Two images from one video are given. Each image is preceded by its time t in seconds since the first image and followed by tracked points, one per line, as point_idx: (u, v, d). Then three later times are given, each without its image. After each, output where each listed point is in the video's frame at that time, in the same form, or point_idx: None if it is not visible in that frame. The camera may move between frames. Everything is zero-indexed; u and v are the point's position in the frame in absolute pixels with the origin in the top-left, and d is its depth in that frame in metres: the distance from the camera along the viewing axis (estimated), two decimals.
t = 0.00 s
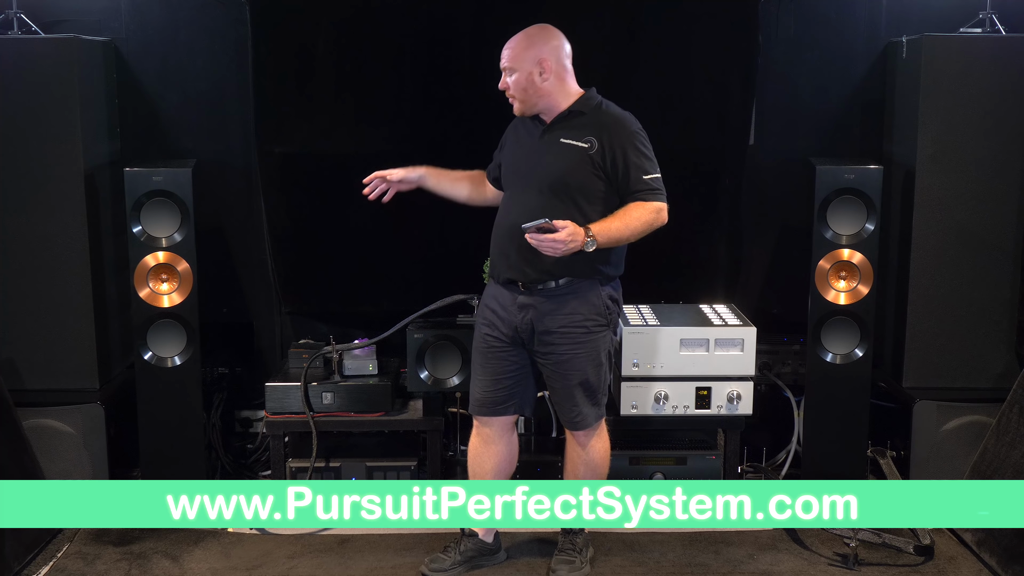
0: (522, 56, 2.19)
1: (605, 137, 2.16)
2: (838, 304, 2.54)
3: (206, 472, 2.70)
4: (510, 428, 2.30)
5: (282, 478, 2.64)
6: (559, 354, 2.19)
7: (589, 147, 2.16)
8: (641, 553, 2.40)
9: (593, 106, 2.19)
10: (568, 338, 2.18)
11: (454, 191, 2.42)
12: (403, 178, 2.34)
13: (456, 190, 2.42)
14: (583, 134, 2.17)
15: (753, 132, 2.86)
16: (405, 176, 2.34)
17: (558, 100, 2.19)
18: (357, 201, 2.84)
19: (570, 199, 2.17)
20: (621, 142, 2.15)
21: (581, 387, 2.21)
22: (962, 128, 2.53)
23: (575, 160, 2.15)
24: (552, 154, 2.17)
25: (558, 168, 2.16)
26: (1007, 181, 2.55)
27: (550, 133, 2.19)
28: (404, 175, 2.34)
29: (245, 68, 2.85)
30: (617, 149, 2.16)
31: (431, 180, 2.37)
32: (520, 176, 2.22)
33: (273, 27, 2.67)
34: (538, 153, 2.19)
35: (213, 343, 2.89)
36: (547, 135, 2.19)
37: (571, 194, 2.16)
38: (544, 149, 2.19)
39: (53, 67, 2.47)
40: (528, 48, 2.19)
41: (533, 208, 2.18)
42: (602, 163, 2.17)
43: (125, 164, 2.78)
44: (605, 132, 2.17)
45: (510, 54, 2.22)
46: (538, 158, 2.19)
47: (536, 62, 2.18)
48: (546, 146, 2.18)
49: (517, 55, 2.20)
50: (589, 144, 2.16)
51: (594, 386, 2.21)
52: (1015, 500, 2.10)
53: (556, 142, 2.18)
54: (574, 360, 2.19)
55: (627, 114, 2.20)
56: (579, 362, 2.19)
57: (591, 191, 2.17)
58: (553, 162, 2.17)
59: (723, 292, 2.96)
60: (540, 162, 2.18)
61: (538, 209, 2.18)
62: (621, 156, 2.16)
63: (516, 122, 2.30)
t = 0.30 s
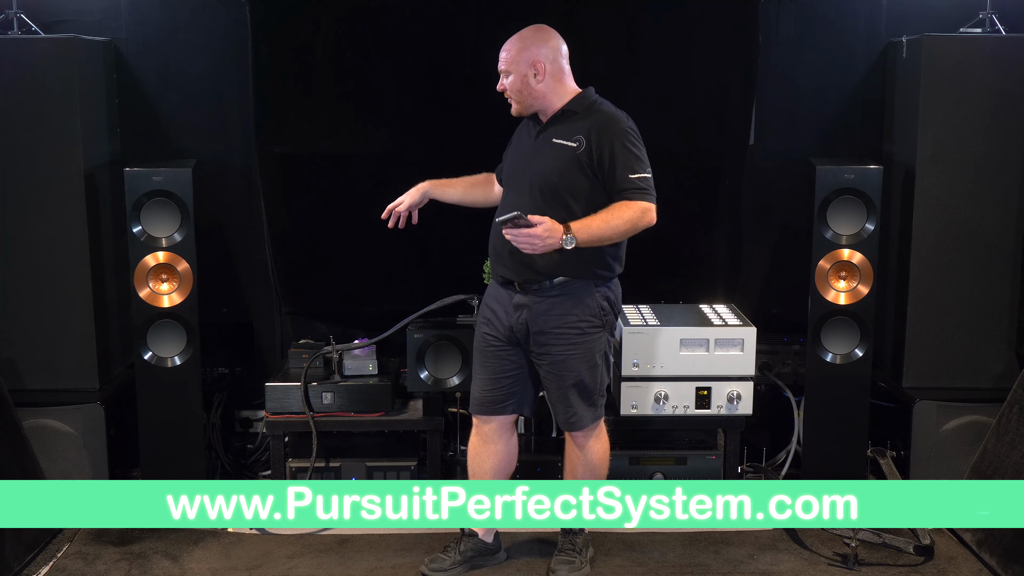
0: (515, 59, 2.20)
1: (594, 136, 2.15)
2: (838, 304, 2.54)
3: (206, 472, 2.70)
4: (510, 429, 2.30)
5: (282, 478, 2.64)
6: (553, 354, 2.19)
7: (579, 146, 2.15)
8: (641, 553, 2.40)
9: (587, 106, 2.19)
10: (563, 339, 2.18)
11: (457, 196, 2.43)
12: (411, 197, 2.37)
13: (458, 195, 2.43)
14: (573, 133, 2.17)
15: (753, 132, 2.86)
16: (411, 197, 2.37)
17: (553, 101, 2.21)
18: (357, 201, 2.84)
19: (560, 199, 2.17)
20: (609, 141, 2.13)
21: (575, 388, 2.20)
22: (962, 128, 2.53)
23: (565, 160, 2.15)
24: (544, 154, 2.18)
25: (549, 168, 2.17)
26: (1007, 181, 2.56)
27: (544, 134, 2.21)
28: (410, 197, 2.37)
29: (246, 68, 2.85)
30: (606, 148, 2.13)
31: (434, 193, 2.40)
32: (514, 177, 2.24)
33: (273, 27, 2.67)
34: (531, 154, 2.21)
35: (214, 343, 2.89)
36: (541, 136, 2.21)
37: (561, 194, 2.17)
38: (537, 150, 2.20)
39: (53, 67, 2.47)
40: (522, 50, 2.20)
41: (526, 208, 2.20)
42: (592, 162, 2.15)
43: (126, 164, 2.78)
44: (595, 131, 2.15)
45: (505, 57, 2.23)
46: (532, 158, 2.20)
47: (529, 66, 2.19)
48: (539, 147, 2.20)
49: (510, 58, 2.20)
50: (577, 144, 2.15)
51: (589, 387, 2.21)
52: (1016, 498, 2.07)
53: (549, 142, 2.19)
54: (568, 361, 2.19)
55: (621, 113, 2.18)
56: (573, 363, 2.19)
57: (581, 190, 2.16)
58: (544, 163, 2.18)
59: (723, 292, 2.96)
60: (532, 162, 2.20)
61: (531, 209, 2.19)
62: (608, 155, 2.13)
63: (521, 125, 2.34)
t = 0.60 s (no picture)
0: (536, 45, 2.19)
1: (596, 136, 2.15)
2: (838, 304, 2.53)
3: (206, 471, 2.70)
4: (507, 429, 2.30)
5: (282, 478, 2.64)
6: (556, 355, 2.19)
7: (580, 146, 2.15)
8: (641, 554, 2.40)
9: (588, 106, 2.19)
10: (565, 339, 2.18)
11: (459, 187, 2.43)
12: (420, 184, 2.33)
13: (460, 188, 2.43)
14: (575, 133, 2.17)
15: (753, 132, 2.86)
16: (416, 180, 2.33)
17: (562, 94, 2.20)
18: (357, 201, 2.84)
19: (559, 198, 2.17)
20: (611, 142, 2.14)
21: (577, 387, 2.21)
22: (963, 128, 2.53)
23: (565, 160, 2.15)
24: (544, 154, 2.18)
25: (550, 167, 2.16)
26: (1007, 180, 2.55)
27: (544, 134, 2.20)
28: (416, 178, 2.34)
29: (245, 68, 2.85)
30: (608, 148, 2.14)
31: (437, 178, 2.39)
32: (512, 177, 2.23)
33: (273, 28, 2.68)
34: (529, 154, 2.21)
35: (213, 343, 2.89)
36: (541, 135, 2.21)
37: (561, 195, 2.17)
38: (536, 149, 2.20)
39: (53, 67, 2.47)
40: (542, 38, 2.19)
41: (525, 207, 2.20)
42: (593, 163, 2.16)
43: (125, 164, 2.78)
44: (597, 132, 2.16)
45: (522, 42, 2.21)
46: (532, 158, 2.20)
47: (549, 54, 2.19)
48: (539, 146, 2.20)
49: (530, 44, 2.19)
50: (579, 144, 2.15)
51: (591, 387, 2.21)
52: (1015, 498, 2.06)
53: (548, 142, 2.19)
54: (571, 361, 2.19)
55: (621, 113, 2.20)
56: (576, 363, 2.19)
57: (583, 190, 2.17)
58: (544, 162, 2.17)
59: (723, 292, 2.96)
60: (532, 162, 2.20)
61: (530, 209, 2.19)
62: (611, 155, 2.14)
63: (518, 124, 2.33)
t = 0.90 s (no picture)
0: (545, 43, 2.18)
1: (599, 134, 2.17)
2: (838, 304, 2.54)
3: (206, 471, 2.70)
4: (505, 430, 2.30)
5: (282, 478, 2.64)
6: (562, 354, 2.19)
7: (585, 143, 2.16)
8: (641, 553, 2.40)
9: (588, 104, 2.20)
10: (571, 338, 2.18)
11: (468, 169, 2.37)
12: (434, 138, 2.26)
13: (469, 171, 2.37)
14: (579, 130, 2.17)
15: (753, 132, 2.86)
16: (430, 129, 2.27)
17: (567, 94, 2.21)
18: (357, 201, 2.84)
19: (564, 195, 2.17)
20: (616, 138, 2.16)
21: (585, 386, 2.21)
22: (963, 128, 2.53)
23: (568, 157, 2.16)
24: (545, 151, 2.18)
25: (553, 164, 2.16)
26: (1008, 180, 2.55)
27: (545, 131, 2.19)
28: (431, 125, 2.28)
29: (245, 68, 2.85)
30: (613, 144, 2.16)
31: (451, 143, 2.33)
32: (512, 174, 2.22)
33: (273, 27, 2.68)
34: (529, 151, 2.20)
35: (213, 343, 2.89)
36: (540, 132, 2.20)
37: (566, 193, 2.17)
38: (537, 146, 2.19)
39: (53, 67, 2.47)
40: (550, 36, 2.19)
41: (528, 205, 2.18)
42: (597, 160, 2.17)
43: (125, 164, 2.78)
44: (599, 129, 2.17)
45: (529, 40, 2.18)
46: (533, 155, 2.19)
47: (557, 53, 2.19)
48: (539, 143, 2.19)
49: (539, 42, 2.18)
50: (584, 140, 2.16)
51: (598, 385, 2.22)
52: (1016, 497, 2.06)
53: (550, 139, 2.18)
54: (578, 360, 2.19)
55: (620, 111, 2.22)
56: (582, 361, 2.19)
57: (588, 187, 2.17)
58: (547, 159, 2.17)
59: (723, 292, 2.96)
60: (533, 159, 2.18)
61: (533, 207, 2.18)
62: (617, 152, 2.16)
63: (510, 121, 2.30)
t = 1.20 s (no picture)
0: (537, 53, 2.17)
1: (601, 134, 2.17)
2: (838, 304, 2.54)
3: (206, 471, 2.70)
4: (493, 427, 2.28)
5: (282, 478, 2.64)
6: (569, 353, 2.19)
7: (588, 144, 2.16)
8: (641, 553, 2.40)
9: (585, 104, 2.20)
10: (578, 336, 2.18)
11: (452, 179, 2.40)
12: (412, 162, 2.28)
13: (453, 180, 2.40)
14: (580, 131, 2.17)
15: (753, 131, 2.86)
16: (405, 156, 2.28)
17: (562, 98, 2.21)
18: (357, 201, 2.84)
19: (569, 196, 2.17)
20: (618, 138, 2.17)
21: (592, 384, 2.21)
22: (963, 128, 2.53)
23: (571, 159, 2.16)
24: (547, 154, 2.17)
25: (555, 166, 2.16)
26: (1008, 180, 2.55)
27: (544, 133, 2.19)
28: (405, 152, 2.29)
29: (245, 68, 2.85)
30: (615, 144, 2.17)
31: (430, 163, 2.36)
32: (514, 177, 2.21)
33: (273, 27, 2.67)
34: (530, 153, 2.19)
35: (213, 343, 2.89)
36: (540, 134, 2.19)
37: (570, 194, 2.17)
38: (538, 149, 2.18)
39: (53, 67, 2.47)
40: (540, 44, 2.18)
41: (532, 208, 2.18)
42: (600, 160, 2.17)
43: (125, 164, 2.78)
44: (601, 129, 2.18)
45: (521, 50, 2.18)
46: (534, 158, 2.18)
47: (550, 61, 2.19)
48: (541, 146, 2.18)
49: (531, 52, 2.17)
50: (587, 142, 2.16)
51: (604, 383, 2.22)
52: (1016, 499, 2.10)
53: (552, 141, 2.18)
54: (585, 358, 2.19)
55: (618, 110, 2.23)
56: (590, 359, 2.19)
57: (593, 188, 2.17)
58: (550, 162, 2.17)
59: (723, 292, 2.96)
60: (536, 162, 2.18)
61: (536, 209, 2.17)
62: (620, 151, 2.17)
63: (504, 123, 2.29)
